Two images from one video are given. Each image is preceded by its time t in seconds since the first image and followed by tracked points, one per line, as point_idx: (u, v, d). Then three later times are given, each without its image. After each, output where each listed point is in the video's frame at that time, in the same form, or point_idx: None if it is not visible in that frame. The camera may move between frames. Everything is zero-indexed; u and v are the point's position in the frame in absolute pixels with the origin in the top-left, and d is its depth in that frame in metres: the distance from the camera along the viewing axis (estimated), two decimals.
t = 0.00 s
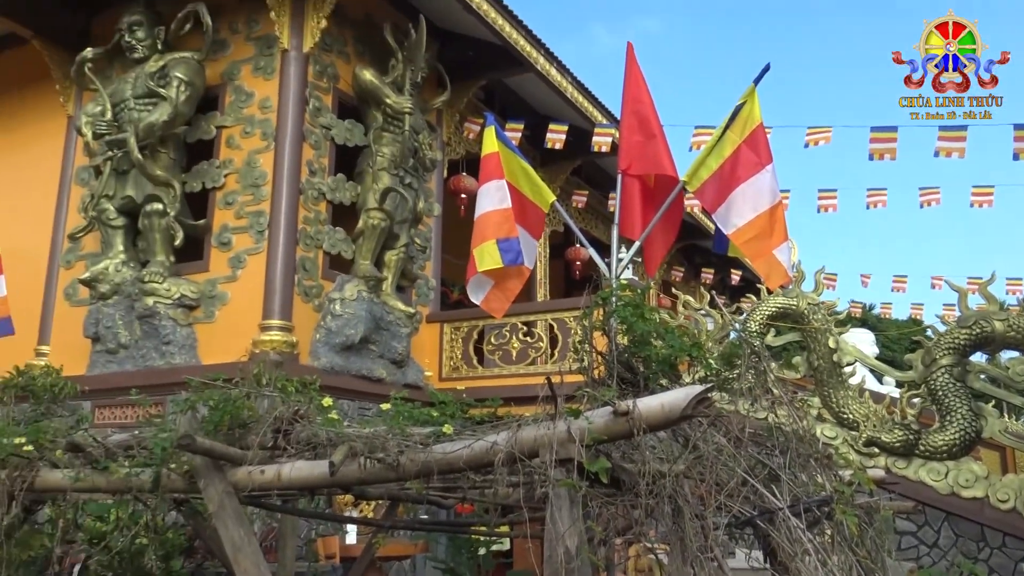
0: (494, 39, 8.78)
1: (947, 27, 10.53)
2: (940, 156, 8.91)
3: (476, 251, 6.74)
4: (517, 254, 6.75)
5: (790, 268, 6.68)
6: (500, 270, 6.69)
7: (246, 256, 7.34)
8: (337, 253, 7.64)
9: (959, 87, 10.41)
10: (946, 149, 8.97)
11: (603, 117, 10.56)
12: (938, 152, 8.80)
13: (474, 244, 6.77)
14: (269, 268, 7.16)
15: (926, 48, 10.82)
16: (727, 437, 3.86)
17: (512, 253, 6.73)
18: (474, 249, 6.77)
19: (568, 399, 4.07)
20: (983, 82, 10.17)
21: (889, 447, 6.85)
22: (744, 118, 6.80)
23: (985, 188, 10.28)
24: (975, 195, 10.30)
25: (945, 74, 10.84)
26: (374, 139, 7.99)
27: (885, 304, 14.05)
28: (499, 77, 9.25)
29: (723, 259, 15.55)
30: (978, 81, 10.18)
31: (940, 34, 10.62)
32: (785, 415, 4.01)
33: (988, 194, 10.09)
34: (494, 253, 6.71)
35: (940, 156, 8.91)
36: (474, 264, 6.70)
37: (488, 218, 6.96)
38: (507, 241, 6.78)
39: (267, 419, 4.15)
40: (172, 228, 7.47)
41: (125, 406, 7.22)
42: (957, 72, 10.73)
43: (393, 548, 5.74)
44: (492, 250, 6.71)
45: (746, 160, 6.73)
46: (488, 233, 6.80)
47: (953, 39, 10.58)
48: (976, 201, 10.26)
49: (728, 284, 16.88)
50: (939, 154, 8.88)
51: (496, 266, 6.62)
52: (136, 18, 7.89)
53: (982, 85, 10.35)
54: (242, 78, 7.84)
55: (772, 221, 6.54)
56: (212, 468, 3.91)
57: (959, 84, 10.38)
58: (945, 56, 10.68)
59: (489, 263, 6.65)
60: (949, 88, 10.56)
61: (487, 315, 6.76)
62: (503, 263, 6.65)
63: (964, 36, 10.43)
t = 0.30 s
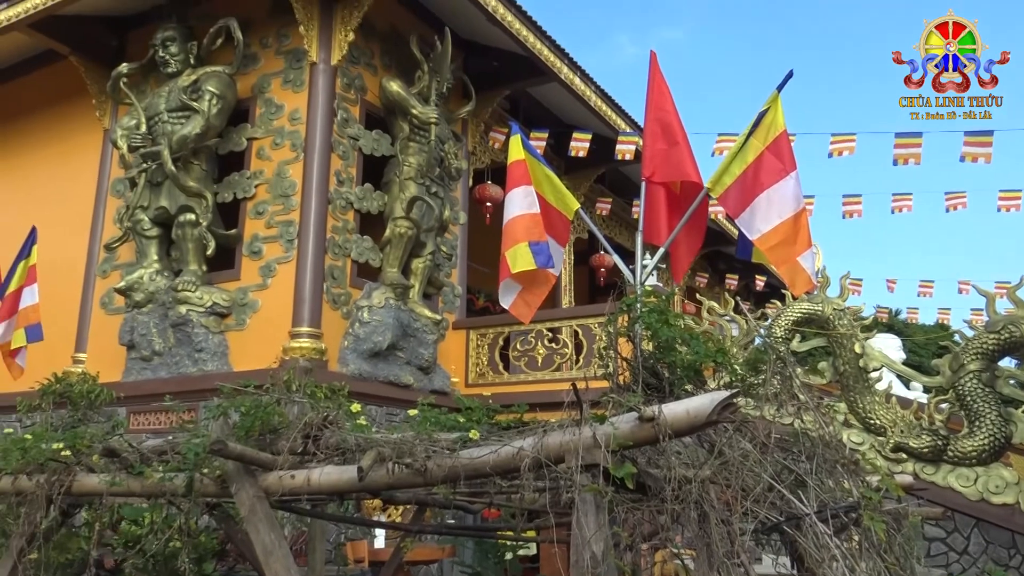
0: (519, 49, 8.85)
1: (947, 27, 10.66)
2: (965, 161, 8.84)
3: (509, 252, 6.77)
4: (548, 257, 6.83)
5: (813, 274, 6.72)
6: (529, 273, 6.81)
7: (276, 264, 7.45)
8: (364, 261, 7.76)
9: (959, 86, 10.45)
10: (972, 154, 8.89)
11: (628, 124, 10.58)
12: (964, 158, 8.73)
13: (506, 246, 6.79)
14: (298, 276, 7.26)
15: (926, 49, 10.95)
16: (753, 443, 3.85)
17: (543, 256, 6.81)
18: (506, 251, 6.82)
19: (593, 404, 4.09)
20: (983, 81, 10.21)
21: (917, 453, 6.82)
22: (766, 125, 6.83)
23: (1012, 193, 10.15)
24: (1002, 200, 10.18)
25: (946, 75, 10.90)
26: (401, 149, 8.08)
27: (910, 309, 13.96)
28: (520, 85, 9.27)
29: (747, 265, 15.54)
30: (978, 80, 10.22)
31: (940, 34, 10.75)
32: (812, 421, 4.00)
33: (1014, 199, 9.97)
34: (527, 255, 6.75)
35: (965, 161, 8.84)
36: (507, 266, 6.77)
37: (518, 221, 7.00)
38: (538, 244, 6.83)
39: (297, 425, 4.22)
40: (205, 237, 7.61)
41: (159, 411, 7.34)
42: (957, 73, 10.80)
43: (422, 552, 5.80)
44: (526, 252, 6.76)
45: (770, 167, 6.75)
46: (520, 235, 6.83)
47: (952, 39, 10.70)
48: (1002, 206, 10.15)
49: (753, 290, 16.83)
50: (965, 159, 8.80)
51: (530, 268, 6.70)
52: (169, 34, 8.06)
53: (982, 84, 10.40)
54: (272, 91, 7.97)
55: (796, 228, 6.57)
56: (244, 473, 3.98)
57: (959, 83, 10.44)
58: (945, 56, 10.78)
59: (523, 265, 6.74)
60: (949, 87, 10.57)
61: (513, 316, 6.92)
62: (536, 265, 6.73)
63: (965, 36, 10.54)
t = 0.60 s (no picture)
0: (542, 57, 8.86)
1: (945, 28, 10.51)
2: (995, 166, 8.71)
3: (540, 252, 6.79)
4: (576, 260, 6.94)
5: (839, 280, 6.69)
6: (555, 276, 6.91)
7: (301, 273, 7.50)
8: (388, 269, 7.79)
9: (959, 87, 10.31)
10: (1001, 158, 8.74)
11: (651, 130, 10.56)
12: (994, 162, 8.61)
13: (536, 245, 6.81)
14: (323, 284, 7.30)
15: (926, 49, 10.81)
16: (781, 451, 3.81)
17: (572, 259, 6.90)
18: (536, 251, 6.82)
19: (617, 411, 4.06)
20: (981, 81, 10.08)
21: (948, 460, 6.72)
22: (792, 130, 6.77)
23: None
24: None
25: (945, 76, 10.77)
26: (425, 156, 8.11)
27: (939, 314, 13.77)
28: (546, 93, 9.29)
29: (771, 271, 15.45)
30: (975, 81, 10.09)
31: (940, 34, 10.61)
32: (840, 428, 3.96)
33: None
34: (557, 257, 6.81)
35: (995, 166, 8.71)
36: (540, 266, 6.78)
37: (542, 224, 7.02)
38: (567, 247, 6.91)
39: (322, 431, 4.24)
40: (231, 246, 7.68)
41: (186, 419, 7.41)
42: (957, 73, 10.66)
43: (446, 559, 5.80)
44: (556, 254, 6.82)
45: (795, 172, 6.71)
46: (549, 236, 6.87)
47: (952, 39, 10.57)
48: None
49: (778, 296, 16.74)
50: (995, 163, 8.66)
51: (561, 269, 6.77)
52: (195, 45, 8.17)
53: (983, 84, 10.25)
54: (297, 101, 8.04)
55: (821, 233, 6.54)
56: (270, 480, 4.00)
57: (959, 83, 10.30)
58: (945, 56, 10.66)
59: (554, 266, 6.79)
60: (950, 88, 10.39)
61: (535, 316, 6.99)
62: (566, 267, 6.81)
63: (963, 36, 10.41)
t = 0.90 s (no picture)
0: (564, 63, 8.86)
1: (944, 28, 10.38)
2: None
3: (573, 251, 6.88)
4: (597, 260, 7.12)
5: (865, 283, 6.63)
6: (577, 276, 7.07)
7: (326, 281, 7.55)
8: (413, 276, 7.82)
9: (959, 87, 10.15)
10: None
11: (675, 135, 10.52)
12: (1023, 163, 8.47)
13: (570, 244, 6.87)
14: (349, 292, 7.35)
15: (926, 49, 10.68)
16: (809, 457, 3.78)
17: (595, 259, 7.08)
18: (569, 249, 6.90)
19: (643, 418, 4.02)
20: (982, 81, 9.93)
21: (981, 467, 6.58)
22: (817, 133, 6.71)
23: None
24: None
25: (945, 75, 10.61)
26: (448, 164, 8.14)
27: (970, 318, 13.56)
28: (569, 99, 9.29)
29: (798, 275, 15.32)
30: (977, 82, 9.93)
31: (940, 34, 10.48)
32: (869, 435, 3.93)
33: None
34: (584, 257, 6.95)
35: None
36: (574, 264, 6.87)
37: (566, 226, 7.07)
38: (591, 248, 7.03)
39: (348, 439, 4.26)
40: (257, 255, 7.75)
41: (214, 426, 7.47)
42: (957, 73, 10.50)
43: (473, 567, 5.80)
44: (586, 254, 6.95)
45: (820, 175, 6.66)
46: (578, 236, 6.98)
47: (952, 39, 10.43)
48: None
49: (806, 301, 16.59)
50: None
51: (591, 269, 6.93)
52: (221, 57, 8.27)
53: (983, 85, 10.09)
54: (321, 110, 8.11)
55: (846, 234, 6.48)
56: (296, 487, 4.02)
57: (959, 84, 10.15)
58: (944, 57, 10.52)
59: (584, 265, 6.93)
60: (949, 88, 10.24)
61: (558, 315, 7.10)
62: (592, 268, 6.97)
63: (963, 36, 10.29)
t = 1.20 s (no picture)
0: (586, 69, 8.85)
1: (945, 28, 10.27)
2: None
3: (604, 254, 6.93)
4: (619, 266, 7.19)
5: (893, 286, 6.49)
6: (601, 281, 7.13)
7: (350, 288, 7.58)
8: (435, 283, 7.84)
9: (958, 87, 10.00)
10: None
11: (699, 140, 10.46)
12: None
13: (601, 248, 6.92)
14: (372, 299, 7.38)
15: (927, 49, 10.56)
16: (836, 464, 3.72)
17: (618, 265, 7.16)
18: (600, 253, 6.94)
19: (668, 424, 3.99)
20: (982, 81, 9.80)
21: (1014, 475, 6.48)
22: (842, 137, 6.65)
23: None
24: None
25: (946, 76, 10.48)
26: (471, 171, 8.16)
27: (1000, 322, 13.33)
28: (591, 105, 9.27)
29: (825, 280, 15.18)
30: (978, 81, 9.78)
31: (940, 34, 10.37)
32: (897, 441, 3.86)
33: None
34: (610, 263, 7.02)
35: None
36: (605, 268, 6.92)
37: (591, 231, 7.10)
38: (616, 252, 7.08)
39: (372, 445, 4.28)
40: (281, 263, 7.81)
41: (239, 433, 7.53)
42: (958, 73, 10.37)
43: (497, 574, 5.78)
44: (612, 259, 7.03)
45: (845, 178, 6.60)
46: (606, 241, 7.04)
47: (952, 39, 10.31)
48: None
49: (833, 306, 16.43)
50: None
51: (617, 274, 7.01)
52: (246, 67, 8.35)
53: (984, 84, 9.93)
54: (344, 119, 8.16)
55: (871, 236, 6.39)
56: (321, 493, 4.04)
57: (959, 83, 10.00)
58: (945, 57, 10.39)
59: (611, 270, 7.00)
60: (950, 87, 10.09)
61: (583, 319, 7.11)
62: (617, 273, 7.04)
63: (963, 36, 10.16)
